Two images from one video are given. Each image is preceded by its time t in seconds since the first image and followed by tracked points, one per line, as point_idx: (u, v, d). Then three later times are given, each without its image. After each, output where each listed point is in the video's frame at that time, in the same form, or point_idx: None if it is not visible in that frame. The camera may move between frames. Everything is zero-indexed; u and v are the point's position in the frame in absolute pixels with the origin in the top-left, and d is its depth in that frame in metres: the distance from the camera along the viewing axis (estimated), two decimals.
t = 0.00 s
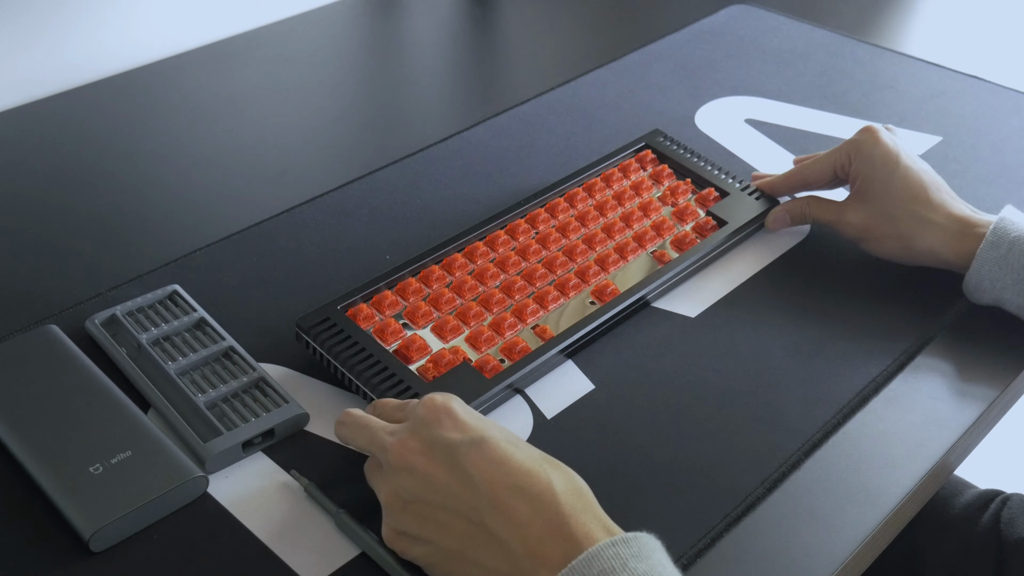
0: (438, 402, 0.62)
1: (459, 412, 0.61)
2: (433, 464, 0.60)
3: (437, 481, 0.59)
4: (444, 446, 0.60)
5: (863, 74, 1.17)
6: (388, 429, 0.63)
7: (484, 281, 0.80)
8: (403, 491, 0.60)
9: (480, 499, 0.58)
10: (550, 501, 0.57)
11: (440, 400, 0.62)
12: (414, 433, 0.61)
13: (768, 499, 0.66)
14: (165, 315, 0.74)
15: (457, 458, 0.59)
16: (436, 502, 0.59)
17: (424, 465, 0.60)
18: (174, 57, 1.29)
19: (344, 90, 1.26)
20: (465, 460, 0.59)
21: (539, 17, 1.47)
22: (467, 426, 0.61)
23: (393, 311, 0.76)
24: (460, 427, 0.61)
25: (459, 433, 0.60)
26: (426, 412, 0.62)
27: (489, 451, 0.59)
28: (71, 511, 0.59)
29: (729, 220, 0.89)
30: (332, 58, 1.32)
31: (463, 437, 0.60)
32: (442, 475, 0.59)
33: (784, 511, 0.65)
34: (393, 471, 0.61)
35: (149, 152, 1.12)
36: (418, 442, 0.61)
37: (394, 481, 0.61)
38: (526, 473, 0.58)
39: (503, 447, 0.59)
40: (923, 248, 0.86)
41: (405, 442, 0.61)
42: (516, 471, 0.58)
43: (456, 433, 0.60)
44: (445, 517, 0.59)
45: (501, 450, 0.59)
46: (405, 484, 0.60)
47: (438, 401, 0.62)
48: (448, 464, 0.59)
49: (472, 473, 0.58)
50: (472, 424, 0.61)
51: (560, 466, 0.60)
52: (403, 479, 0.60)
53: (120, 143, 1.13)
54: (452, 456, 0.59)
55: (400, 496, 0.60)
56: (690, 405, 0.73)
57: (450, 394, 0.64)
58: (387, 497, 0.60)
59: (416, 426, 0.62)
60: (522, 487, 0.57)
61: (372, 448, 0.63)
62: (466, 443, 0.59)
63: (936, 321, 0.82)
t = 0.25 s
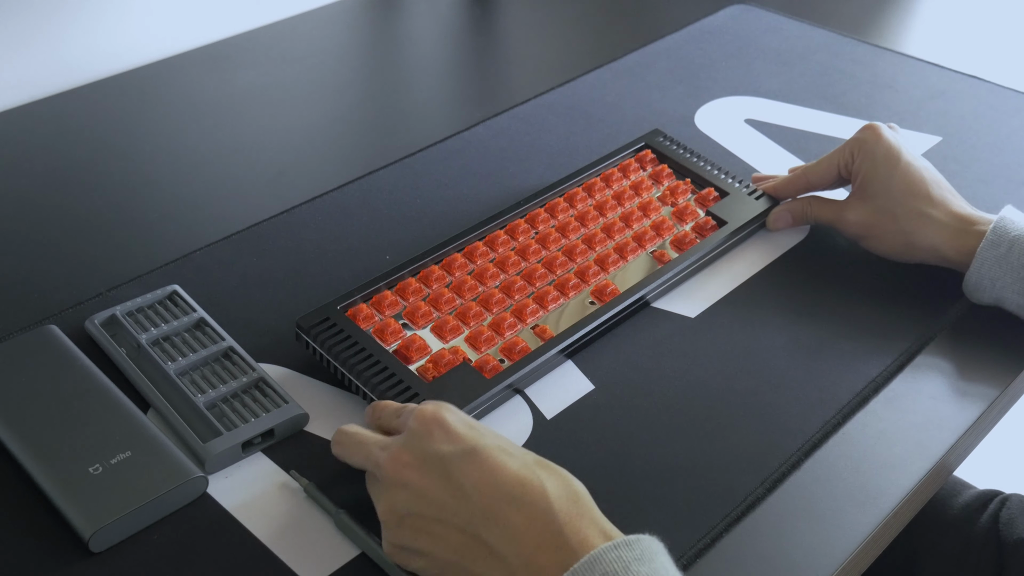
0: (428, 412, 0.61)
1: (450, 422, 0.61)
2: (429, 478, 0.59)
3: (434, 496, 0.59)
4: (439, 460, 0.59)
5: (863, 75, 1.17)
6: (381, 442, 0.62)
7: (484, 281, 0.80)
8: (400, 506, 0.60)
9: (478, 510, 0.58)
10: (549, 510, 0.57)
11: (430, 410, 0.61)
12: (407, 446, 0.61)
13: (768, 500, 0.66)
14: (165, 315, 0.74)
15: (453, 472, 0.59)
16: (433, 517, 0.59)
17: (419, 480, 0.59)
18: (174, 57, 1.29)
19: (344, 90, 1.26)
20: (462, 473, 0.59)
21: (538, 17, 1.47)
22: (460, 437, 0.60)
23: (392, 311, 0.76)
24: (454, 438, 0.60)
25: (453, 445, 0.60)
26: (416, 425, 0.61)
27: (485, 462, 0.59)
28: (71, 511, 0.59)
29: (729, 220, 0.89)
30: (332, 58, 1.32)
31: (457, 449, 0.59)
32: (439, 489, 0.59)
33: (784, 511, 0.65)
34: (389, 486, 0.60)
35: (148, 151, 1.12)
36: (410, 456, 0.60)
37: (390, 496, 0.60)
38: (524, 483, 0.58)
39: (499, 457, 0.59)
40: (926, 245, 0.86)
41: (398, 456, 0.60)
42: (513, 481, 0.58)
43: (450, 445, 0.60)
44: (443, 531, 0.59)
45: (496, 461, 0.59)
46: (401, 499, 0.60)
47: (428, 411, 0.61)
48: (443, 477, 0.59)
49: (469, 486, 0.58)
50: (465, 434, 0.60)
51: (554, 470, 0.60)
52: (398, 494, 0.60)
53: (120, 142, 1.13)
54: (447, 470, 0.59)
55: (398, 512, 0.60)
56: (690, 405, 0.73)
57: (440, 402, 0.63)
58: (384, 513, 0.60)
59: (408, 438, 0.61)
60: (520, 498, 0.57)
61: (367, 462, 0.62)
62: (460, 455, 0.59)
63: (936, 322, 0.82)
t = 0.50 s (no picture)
0: (420, 420, 0.61)
1: (442, 429, 0.61)
2: (426, 487, 0.59)
3: (432, 504, 0.59)
4: (435, 468, 0.59)
5: (863, 75, 1.17)
6: (375, 453, 0.62)
7: (484, 281, 0.81)
8: (399, 517, 0.59)
9: (477, 517, 0.58)
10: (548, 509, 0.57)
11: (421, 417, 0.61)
12: (402, 456, 0.61)
13: (768, 500, 0.66)
14: (164, 315, 0.74)
15: (451, 479, 0.59)
16: (434, 525, 0.59)
17: (416, 489, 0.59)
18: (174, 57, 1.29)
19: (344, 90, 1.26)
20: (460, 480, 0.59)
21: (538, 17, 1.47)
22: (454, 443, 0.60)
23: (392, 311, 0.77)
24: (448, 445, 0.60)
25: (449, 452, 0.60)
26: (409, 433, 0.61)
27: (481, 467, 0.59)
28: (71, 511, 0.59)
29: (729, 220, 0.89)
30: (332, 58, 1.32)
31: (452, 456, 0.59)
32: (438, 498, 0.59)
33: (784, 511, 0.65)
34: (387, 498, 0.60)
35: (148, 151, 1.12)
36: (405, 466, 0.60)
37: (388, 508, 0.60)
38: (522, 485, 0.58)
39: (494, 461, 0.59)
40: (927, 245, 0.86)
41: (393, 467, 0.60)
42: (511, 484, 0.58)
43: (445, 453, 0.60)
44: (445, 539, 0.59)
45: (493, 465, 0.59)
46: (400, 510, 0.59)
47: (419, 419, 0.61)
48: (441, 485, 0.59)
49: (468, 492, 0.58)
50: (458, 440, 0.60)
51: (550, 468, 0.61)
52: (397, 505, 0.60)
53: (120, 143, 1.13)
54: (445, 478, 0.59)
55: (395, 522, 0.59)
56: (689, 405, 0.73)
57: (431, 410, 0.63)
58: (382, 524, 0.59)
59: (402, 448, 0.61)
60: (520, 500, 0.57)
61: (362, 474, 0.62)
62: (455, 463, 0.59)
63: (936, 322, 0.82)
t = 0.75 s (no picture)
0: (414, 422, 0.61)
1: (437, 429, 0.61)
2: (422, 488, 0.59)
3: (429, 505, 0.59)
4: (431, 468, 0.59)
5: (864, 75, 1.17)
6: (371, 455, 0.62)
7: (484, 281, 0.81)
8: (397, 519, 0.59)
9: (474, 517, 0.58)
10: (544, 506, 0.57)
11: (416, 418, 0.61)
12: (398, 457, 0.61)
13: (768, 500, 0.66)
14: (164, 315, 0.74)
15: (447, 480, 0.59)
16: (432, 526, 0.58)
17: (413, 490, 0.59)
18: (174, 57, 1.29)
19: (344, 90, 1.26)
20: (456, 480, 0.59)
21: (539, 17, 1.47)
22: (449, 443, 0.60)
23: (392, 311, 0.77)
24: (443, 446, 0.60)
25: (444, 452, 0.60)
26: (405, 434, 0.61)
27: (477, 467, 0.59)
28: (70, 511, 0.60)
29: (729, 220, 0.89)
30: (332, 58, 1.33)
31: (447, 456, 0.59)
32: (435, 498, 0.59)
33: (784, 511, 0.65)
34: (384, 500, 0.60)
35: (148, 151, 1.12)
36: (402, 467, 0.61)
37: (385, 510, 0.60)
38: (517, 483, 0.58)
39: (490, 460, 0.59)
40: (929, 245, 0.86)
41: (390, 468, 0.60)
42: (507, 483, 0.58)
43: (440, 454, 0.60)
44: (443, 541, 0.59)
45: (488, 464, 0.59)
46: (397, 512, 0.59)
47: (413, 421, 0.61)
48: (438, 486, 0.59)
49: (464, 492, 0.58)
50: (453, 440, 0.61)
51: (546, 466, 0.61)
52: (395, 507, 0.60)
53: (120, 142, 1.13)
54: (441, 478, 0.59)
55: (393, 523, 0.59)
56: (689, 405, 0.73)
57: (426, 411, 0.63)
58: (381, 525, 0.59)
59: (398, 449, 0.61)
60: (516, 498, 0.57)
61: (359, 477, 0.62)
62: (450, 462, 0.59)
63: (936, 322, 0.82)
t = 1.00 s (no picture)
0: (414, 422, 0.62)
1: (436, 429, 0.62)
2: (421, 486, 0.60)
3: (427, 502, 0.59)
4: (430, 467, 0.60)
5: (864, 74, 1.17)
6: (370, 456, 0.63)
7: (488, 273, 0.80)
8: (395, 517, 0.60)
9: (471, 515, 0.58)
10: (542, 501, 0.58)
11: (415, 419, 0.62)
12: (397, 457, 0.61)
13: (768, 500, 0.66)
14: (156, 317, 0.74)
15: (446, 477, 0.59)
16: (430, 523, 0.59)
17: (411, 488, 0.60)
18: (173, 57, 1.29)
19: (345, 90, 1.26)
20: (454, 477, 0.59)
21: (539, 17, 1.47)
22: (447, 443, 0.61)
23: (398, 302, 0.77)
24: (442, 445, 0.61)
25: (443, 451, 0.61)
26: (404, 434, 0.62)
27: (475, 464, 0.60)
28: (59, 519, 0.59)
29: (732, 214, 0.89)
30: (332, 58, 1.33)
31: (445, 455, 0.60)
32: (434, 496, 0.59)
33: (785, 511, 0.65)
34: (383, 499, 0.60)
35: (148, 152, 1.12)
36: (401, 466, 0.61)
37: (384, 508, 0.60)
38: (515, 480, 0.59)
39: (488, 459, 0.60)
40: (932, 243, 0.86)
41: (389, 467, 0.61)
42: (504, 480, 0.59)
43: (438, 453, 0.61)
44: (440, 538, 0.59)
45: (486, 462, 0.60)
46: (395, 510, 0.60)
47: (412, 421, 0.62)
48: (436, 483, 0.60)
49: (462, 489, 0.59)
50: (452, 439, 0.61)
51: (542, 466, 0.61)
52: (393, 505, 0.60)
53: (120, 143, 1.13)
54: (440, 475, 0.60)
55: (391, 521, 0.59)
56: (690, 404, 0.73)
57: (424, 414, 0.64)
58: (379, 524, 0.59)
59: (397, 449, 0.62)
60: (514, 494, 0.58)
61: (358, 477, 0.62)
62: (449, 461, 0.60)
63: (937, 321, 0.82)
